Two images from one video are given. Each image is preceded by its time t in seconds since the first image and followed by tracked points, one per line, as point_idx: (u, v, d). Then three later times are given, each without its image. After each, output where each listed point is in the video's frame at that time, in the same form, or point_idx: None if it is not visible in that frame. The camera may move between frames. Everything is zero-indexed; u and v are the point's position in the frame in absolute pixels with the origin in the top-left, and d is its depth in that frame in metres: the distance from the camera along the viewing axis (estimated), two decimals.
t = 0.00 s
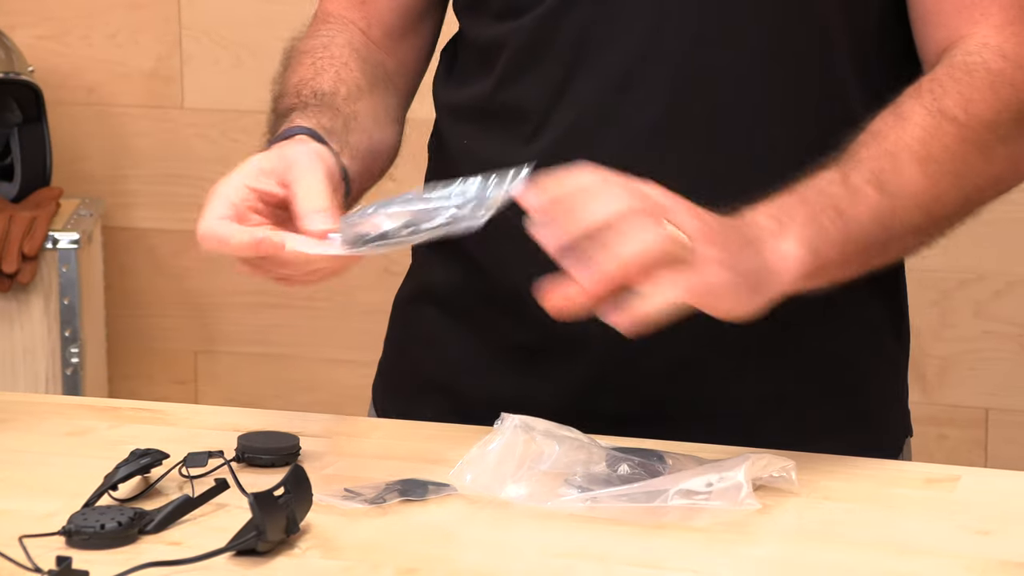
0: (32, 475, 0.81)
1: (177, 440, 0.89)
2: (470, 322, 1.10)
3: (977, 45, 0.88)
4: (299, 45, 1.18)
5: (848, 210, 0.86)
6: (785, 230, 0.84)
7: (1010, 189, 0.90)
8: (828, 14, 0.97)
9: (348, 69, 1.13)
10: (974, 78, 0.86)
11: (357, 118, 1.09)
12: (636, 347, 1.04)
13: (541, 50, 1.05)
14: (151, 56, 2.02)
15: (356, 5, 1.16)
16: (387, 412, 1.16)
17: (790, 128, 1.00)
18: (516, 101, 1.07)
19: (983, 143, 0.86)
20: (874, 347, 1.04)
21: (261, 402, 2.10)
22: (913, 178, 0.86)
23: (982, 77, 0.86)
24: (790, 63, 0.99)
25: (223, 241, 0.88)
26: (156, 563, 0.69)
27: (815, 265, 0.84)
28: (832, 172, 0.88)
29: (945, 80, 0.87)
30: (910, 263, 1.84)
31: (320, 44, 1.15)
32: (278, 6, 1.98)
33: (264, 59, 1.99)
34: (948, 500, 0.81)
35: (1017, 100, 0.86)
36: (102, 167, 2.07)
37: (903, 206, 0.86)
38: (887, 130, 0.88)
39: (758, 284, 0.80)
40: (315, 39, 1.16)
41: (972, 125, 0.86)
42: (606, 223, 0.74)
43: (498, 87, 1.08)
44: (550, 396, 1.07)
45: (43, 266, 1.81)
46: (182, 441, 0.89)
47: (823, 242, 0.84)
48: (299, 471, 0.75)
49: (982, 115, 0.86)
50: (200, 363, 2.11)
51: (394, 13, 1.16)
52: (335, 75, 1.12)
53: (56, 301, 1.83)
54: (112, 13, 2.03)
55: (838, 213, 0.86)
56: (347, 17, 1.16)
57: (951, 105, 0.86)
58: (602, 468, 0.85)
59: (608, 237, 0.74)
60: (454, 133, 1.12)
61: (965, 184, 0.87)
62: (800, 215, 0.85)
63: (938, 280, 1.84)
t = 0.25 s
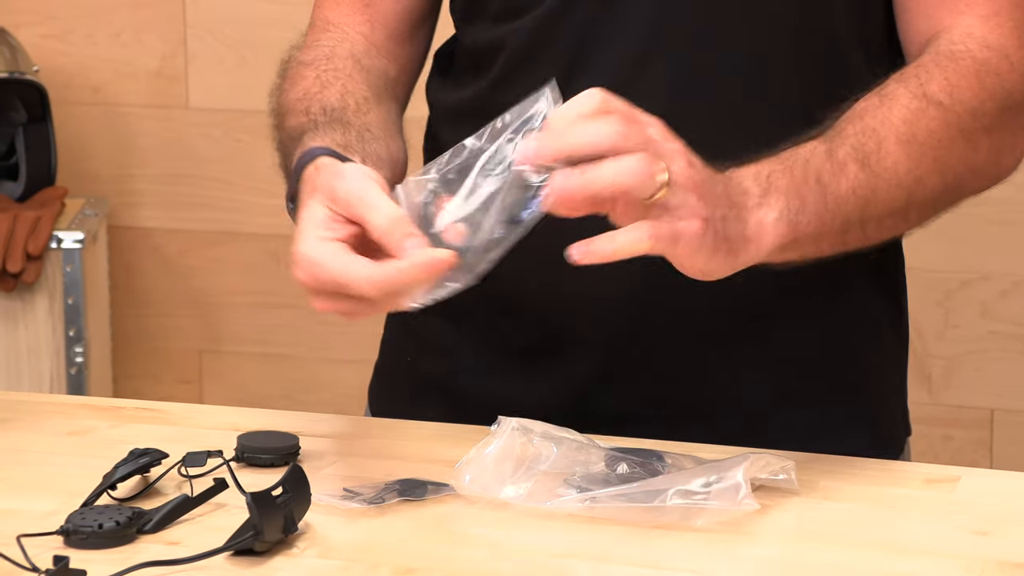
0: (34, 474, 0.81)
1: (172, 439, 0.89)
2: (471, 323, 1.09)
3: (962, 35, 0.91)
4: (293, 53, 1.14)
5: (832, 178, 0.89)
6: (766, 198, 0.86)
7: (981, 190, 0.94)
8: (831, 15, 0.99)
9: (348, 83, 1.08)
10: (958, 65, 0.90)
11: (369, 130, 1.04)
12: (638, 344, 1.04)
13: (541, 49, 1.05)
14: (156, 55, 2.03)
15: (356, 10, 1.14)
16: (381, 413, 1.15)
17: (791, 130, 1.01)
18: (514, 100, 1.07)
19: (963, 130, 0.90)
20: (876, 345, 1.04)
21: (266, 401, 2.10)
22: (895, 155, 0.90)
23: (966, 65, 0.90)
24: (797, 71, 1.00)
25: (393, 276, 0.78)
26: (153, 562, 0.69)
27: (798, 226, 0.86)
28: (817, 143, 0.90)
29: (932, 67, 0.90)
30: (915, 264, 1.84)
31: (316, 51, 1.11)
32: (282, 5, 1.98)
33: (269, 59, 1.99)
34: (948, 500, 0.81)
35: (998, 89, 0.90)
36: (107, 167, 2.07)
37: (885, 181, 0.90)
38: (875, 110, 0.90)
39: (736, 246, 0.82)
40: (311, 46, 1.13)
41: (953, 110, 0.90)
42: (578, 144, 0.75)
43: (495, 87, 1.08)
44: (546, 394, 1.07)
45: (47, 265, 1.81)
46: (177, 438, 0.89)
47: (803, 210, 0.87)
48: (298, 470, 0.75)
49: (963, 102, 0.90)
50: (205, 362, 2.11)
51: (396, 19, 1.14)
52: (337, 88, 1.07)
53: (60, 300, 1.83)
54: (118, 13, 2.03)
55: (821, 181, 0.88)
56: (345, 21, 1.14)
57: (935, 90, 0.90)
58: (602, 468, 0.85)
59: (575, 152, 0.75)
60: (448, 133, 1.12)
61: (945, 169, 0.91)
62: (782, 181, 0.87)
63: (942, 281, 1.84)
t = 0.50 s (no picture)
0: (36, 474, 0.81)
1: (172, 439, 0.89)
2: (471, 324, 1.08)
3: (958, 36, 0.93)
4: (297, 57, 1.12)
5: (848, 203, 0.84)
6: (786, 235, 0.80)
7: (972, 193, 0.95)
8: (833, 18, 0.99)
9: (360, 100, 1.08)
10: (960, 66, 0.91)
11: (386, 156, 1.04)
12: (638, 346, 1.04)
13: (540, 50, 1.06)
14: (161, 55, 2.03)
15: (360, 11, 1.13)
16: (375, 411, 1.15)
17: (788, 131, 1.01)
18: (512, 100, 1.07)
19: (970, 137, 0.90)
20: (875, 345, 1.03)
21: (271, 401, 2.10)
22: (909, 170, 0.87)
23: (968, 65, 0.91)
24: (796, 72, 1.00)
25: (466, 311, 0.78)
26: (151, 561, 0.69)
27: (807, 262, 0.82)
28: (838, 154, 0.85)
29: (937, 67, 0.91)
30: (918, 265, 1.84)
31: (321, 59, 1.10)
32: (286, 6, 1.98)
33: (274, 59, 1.99)
34: (947, 501, 0.81)
35: (996, 88, 0.91)
36: (112, 166, 2.08)
37: (897, 199, 0.86)
38: (889, 112, 0.88)
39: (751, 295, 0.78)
40: (316, 50, 1.11)
41: (960, 114, 0.89)
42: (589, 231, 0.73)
43: (492, 86, 1.08)
44: (542, 395, 1.06)
45: (51, 264, 1.81)
46: (176, 437, 0.89)
47: (817, 244, 0.82)
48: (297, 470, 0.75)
49: (969, 106, 0.90)
50: (210, 361, 2.11)
51: (403, 24, 1.14)
52: (351, 107, 1.06)
53: (64, 300, 1.83)
54: (123, 13, 2.03)
55: (838, 209, 0.84)
56: (349, 23, 1.12)
57: (942, 92, 0.90)
58: (600, 467, 0.85)
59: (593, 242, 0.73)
60: (442, 132, 1.11)
61: (950, 178, 0.89)
62: (807, 212, 0.81)
63: (946, 282, 1.84)
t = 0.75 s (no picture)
0: (38, 473, 0.82)
1: (173, 438, 0.89)
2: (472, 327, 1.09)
3: (936, 47, 0.94)
4: (314, 62, 1.11)
5: (832, 242, 0.88)
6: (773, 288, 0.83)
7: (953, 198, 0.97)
8: (833, 17, 1.00)
9: (388, 110, 1.05)
10: (940, 80, 0.93)
11: (421, 171, 1.02)
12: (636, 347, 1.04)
13: (537, 50, 1.06)
14: (166, 55, 2.03)
15: (375, 12, 1.11)
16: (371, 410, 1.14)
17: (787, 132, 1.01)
18: (510, 102, 1.07)
19: (950, 153, 0.92)
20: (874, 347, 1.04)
21: (276, 401, 2.10)
22: (890, 200, 0.90)
23: (946, 79, 0.93)
24: (798, 72, 1.00)
25: (442, 324, 0.77)
26: (149, 560, 0.69)
27: (791, 301, 0.86)
28: (822, 196, 0.88)
29: (915, 84, 0.93)
30: (922, 265, 1.84)
31: (341, 66, 1.08)
32: (290, 6, 1.98)
33: (278, 58, 1.99)
34: (946, 501, 0.80)
35: (976, 100, 0.93)
36: (117, 166, 2.08)
37: (876, 233, 0.90)
38: (869, 138, 0.91)
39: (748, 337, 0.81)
40: (334, 56, 1.09)
41: (941, 133, 0.92)
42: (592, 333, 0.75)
43: (488, 88, 1.08)
44: (545, 397, 1.06)
45: (55, 264, 1.81)
46: (178, 437, 0.89)
47: (800, 287, 0.86)
48: (296, 470, 0.75)
49: (948, 123, 0.92)
50: (215, 361, 2.11)
51: (416, 26, 1.12)
52: (378, 117, 1.04)
53: (68, 299, 1.83)
54: (128, 12, 2.04)
55: (821, 250, 0.87)
56: (363, 25, 1.10)
57: (921, 112, 0.92)
58: (599, 468, 0.85)
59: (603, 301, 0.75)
60: (440, 136, 1.11)
61: (930, 198, 0.92)
62: (793, 258, 0.85)
63: (950, 282, 1.83)
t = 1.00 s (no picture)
0: (39, 472, 0.82)
1: (174, 438, 0.89)
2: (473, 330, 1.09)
3: (934, 47, 0.95)
4: (317, 61, 1.11)
5: (829, 238, 0.87)
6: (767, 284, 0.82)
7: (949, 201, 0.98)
8: (833, 18, 1.00)
9: (394, 112, 1.05)
10: (937, 81, 0.94)
11: (428, 175, 1.02)
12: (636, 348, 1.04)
13: (536, 51, 1.06)
14: (170, 55, 2.03)
15: (377, 11, 1.10)
16: (372, 410, 1.14)
17: (784, 133, 1.02)
18: (505, 103, 1.07)
19: (948, 153, 0.93)
20: (874, 349, 1.03)
21: (280, 400, 2.10)
22: (888, 197, 0.90)
23: (944, 80, 0.94)
24: (797, 72, 1.01)
25: (454, 321, 0.76)
26: (148, 560, 0.69)
27: (784, 298, 0.85)
28: (821, 189, 0.88)
29: (914, 83, 0.93)
30: (927, 265, 1.84)
31: (346, 67, 1.08)
32: (294, 5, 1.98)
33: (283, 58, 2.00)
34: (946, 502, 0.80)
35: (972, 101, 0.94)
36: (121, 165, 2.08)
37: (875, 229, 0.89)
38: (867, 134, 0.91)
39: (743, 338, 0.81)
40: (338, 56, 1.10)
41: (938, 133, 0.93)
42: (597, 311, 0.74)
43: (484, 90, 1.08)
44: (547, 399, 1.06)
45: (59, 263, 1.81)
46: (180, 437, 0.89)
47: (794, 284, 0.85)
48: (294, 470, 0.75)
49: (945, 123, 0.93)
50: (219, 360, 2.11)
51: (420, 27, 1.11)
52: (385, 119, 1.04)
53: (73, 299, 1.83)
54: (133, 12, 2.04)
55: (818, 245, 0.87)
56: (365, 24, 1.10)
57: (919, 112, 0.92)
58: (597, 468, 0.85)
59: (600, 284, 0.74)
60: (438, 137, 1.11)
61: (928, 197, 0.92)
62: (790, 253, 0.84)
63: (956, 281, 1.83)
